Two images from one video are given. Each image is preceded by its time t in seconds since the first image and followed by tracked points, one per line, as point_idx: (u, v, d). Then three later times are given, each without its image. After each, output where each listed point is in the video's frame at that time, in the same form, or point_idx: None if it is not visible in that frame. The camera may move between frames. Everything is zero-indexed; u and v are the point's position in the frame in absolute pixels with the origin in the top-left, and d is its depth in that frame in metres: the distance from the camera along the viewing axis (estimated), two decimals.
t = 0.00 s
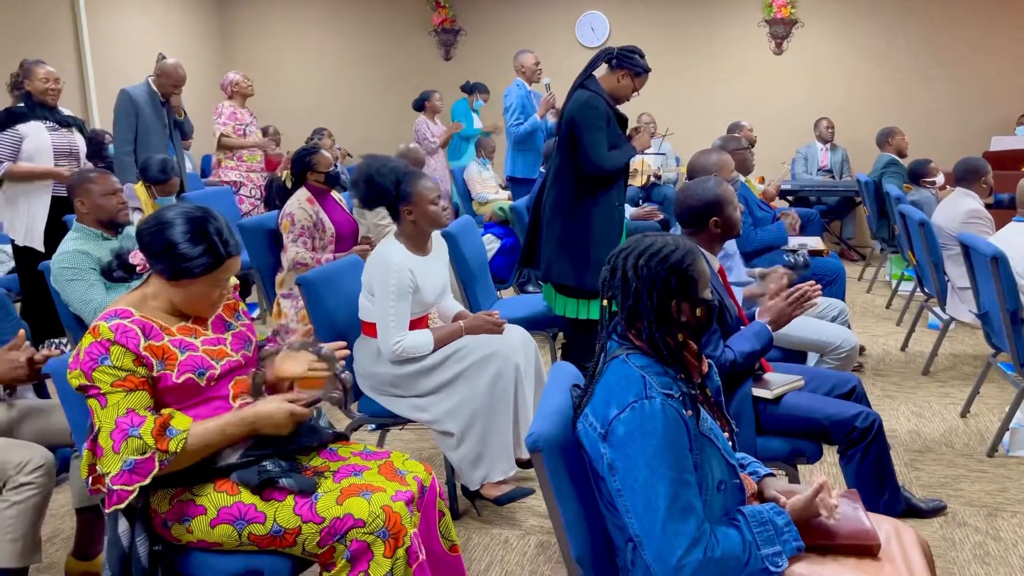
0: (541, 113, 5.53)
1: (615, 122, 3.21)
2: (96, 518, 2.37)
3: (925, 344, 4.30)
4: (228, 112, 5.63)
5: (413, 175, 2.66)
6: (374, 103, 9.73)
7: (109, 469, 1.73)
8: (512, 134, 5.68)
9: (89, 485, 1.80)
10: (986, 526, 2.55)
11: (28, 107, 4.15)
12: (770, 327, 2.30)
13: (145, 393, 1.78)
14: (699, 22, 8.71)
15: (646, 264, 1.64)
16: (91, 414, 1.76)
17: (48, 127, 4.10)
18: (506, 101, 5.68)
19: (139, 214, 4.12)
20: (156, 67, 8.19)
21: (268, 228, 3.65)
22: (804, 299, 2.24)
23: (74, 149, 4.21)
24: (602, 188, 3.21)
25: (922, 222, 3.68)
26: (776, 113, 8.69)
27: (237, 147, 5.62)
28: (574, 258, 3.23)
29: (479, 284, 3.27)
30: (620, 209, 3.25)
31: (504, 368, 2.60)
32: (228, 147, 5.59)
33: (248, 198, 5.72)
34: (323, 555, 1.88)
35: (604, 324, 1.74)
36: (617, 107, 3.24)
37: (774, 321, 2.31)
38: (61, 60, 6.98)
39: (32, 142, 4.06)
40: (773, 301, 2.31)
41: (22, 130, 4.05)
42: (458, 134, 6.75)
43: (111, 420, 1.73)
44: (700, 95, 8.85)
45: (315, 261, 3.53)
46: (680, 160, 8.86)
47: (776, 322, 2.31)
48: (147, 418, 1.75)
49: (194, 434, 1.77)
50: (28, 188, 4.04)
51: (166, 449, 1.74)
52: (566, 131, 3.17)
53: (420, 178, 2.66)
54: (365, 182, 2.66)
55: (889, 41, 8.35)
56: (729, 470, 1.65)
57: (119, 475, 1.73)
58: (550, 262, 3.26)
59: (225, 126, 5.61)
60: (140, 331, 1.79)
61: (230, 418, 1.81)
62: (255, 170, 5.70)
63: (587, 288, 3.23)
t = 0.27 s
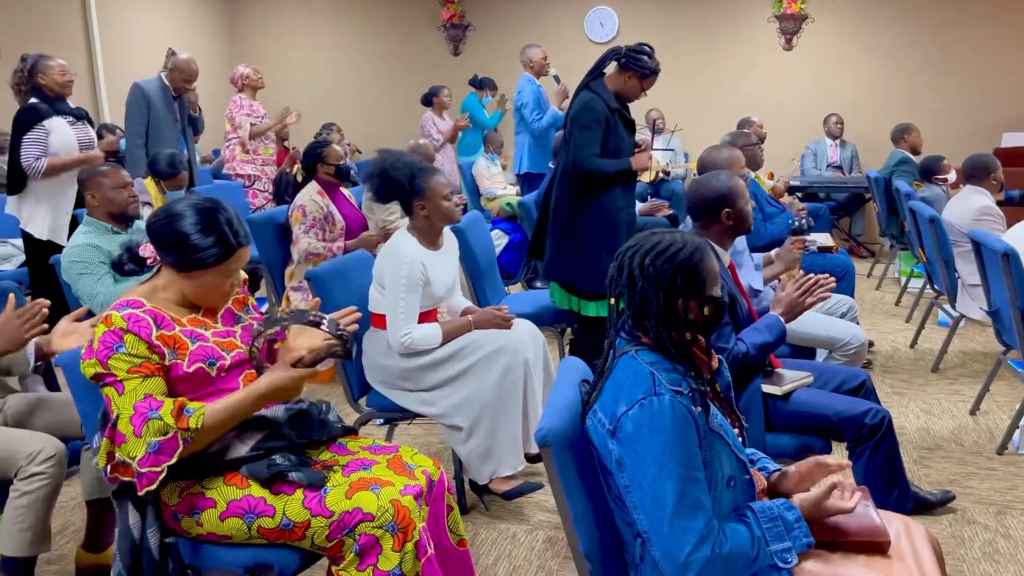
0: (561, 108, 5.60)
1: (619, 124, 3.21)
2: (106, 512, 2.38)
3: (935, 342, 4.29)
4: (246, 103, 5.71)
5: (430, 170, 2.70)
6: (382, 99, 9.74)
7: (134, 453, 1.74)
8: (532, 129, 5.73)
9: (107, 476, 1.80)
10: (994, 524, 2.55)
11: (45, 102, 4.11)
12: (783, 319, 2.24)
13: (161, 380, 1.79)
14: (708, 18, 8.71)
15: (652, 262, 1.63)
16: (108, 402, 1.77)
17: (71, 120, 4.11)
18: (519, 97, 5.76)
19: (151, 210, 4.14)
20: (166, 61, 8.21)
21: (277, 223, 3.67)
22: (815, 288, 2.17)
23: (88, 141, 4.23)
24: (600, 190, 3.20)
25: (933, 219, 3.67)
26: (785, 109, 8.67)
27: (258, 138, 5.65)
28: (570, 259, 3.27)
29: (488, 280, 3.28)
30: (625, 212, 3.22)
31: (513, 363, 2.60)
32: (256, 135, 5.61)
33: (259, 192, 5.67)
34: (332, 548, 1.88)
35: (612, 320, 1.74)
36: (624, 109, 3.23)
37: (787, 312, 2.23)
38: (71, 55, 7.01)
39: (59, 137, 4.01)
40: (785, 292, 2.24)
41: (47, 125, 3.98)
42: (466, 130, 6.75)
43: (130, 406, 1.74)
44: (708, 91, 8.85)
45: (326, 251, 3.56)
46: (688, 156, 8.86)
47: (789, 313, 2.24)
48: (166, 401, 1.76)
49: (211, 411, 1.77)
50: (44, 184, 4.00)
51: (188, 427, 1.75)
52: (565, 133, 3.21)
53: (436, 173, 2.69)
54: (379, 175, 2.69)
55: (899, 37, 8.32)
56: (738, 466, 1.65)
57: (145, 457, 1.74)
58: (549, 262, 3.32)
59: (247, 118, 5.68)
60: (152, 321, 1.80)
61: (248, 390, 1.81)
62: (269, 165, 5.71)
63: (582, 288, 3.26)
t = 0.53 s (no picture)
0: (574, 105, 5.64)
1: (625, 118, 3.20)
2: (115, 507, 2.39)
3: (945, 339, 4.28)
4: (254, 102, 5.66)
5: (443, 164, 2.70)
6: (390, 95, 9.76)
7: (135, 450, 1.75)
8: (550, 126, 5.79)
9: (114, 468, 1.82)
10: (1004, 522, 2.55)
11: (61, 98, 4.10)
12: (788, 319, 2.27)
13: (169, 376, 1.79)
14: (717, 14, 8.70)
15: (659, 261, 1.63)
16: (116, 396, 1.78)
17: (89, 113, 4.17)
18: (532, 95, 5.78)
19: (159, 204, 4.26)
20: (174, 57, 8.24)
21: (286, 220, 3.68)
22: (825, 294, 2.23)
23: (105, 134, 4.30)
24: (601, 185, 3.20)
25: (943, 216, 3.67)
26: (793, 106, 8.66)
27: (267, 137, 5.66)
28: (575, 254, 3.28)
29: (496, 275, 3.28)
30: (630, 207, 3.20)
31: (523, 359, 2.61)
32: (264, 135, 5.62)
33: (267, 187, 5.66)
34: (341, 543, 1.88)
35: (620, 318, 1.74)
36: (631, 103, 3.22)
37: (792, 313, 2.27)
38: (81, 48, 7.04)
39: (79, 132, 4.10)
40: (790, 293, 2.29)
41: (68, 119, 4.06)
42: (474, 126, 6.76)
43: (135, 403, 1.75)
44: (717, 87, 8.84)
45: (338, 245, 3.55)
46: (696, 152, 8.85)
47: (794, 315, 2.27)
48: (171, 401, 1.76)
49: (217, 418, 1.78)
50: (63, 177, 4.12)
51: (189, 431, 1.75)
52: (569, 128, 3.22)
53: (450, 167, 2.69)
54: (394, 168, 2.71)
55: (909, 34, 8.29)
56: (748, 464, 1.64)
57: (145, 456, 1.75)
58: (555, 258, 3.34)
59: (254, 117, 5.63)
60: (165, 316, 1.80)
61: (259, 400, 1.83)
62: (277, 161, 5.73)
63: (589, 284, 3.27)
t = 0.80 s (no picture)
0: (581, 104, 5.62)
1: (630, 117, 3.19)
2: (124, 503, 2.40)
3: (955, 338, 4.26)
4: (255, 98, 5.69)
5: (451, 162, 2.70)
6: (399, 94, 9.76)
7: (151, 448, 1.76)
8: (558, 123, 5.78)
9: (125, 467, 1.82)
10: (1014, 523, 2.53)
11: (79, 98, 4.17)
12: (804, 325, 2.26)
13: (183, 375, 1.80)
14: (726, 11, 8.68)
15: (672, 256, 1.62)
16: (129, 396, 1.78)
17: (105, 115, 4.21)
18: (542, 94, 5.77)
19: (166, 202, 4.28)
20: (183, 55, 8.26)
21: (294, 218, 3.68)
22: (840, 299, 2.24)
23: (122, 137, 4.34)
24: (605, 185, 3.20)
25: (953, 215, 3.65)
26: (802, 104, 8.64)
27: (267, 132, 5.66)
28: (580, 253, 3.29)
29: (503, 274, 3.28)
30: (634, 205, 3.19)
31: (531, 357, 2.61)
32: (269, 130, 5.64)
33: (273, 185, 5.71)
34: (348, 541, 1.88)
35: (629, 315, 1.73)
36: (637, 102, 3.22)
37: (808, 319, 2.26)
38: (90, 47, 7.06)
39: (93, 133, 4.14)
40: (808, 301, 2.29)
41: (81, 120, 4.09)
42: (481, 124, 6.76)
43: (151, 402, 1.75)
44: (725, 85, 8.82)
45: (346, 244, 3.53)
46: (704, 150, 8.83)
47: (810, 321, 2.27)
48: (186, 398, 1.77)
49: (230, 417, 1.79)
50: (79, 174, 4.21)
51: (206, 428, 1.76)
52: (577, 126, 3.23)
53: (457, 166, 2.69)
54: (403, 165, 2.72)
55: (919, 31, 8.26)
56: (755, 463, 1.64)
57: (162, 453, 1.75)
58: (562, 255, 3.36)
59: (256, 113, 5.67)
60: (175, 315, 1.81)
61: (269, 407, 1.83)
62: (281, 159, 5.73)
63: (593, 283, 3.27)
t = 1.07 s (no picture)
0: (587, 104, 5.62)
1: (637, 112, 3.19)
2: (132, 502, 2.40)
3: (964, 338, 4.24)
4: (260, 97, 5.67)
5: (455, 163, 2.70)
6: (407, 93, 9.77)
7: (159, 447, 1.76)
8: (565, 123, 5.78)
9: (134, 468, 1.83)
10: None
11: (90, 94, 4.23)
12: (817, 319, 2.20)
13: (184, 373, 1.80)
14: (735, 10, 8.66)
15: (680, 255, 1.62)
16: (134, 396, 1.79)
17: (109, 111, 4.21)
18: (550, 94, 5.77)
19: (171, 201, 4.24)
20: (191, 54, 8.27)
21: (301, 218, 3.69)
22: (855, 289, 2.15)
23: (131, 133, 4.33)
24: (619, 179, 3.18)
25: (963, 215, 3.64)
26: (811, 102, 8.62)
27: (270, 132, 5.67)
28: (595, 250, 3.27)
29: (510, 274, 3.27)
30: (647, 200, 3.19)
31: (537, 357, 2.61)
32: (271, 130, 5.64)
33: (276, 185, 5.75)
34: (356, 540, 1.89)
35: (637, 315, 1.73)
36: (642, 96, 3.21)
37: (822, 313, 2.20)
38: (99, 46, 7.08)
39: (94, 126, 4.15)
40: (822, 292, 2.20)
41: (85, 113, 4.13)
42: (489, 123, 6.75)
43: (154, 401, 1.76)
44: (733, 84, 8.80)
45: (352, 244, 3.55)
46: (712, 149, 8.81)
47: (824, 315, 2.20)
48: (189, 395, 1.77)
49: (234, 408, 1.79)
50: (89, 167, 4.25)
51: (210, 421, 1.76)
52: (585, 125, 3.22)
53: (461, 167, 2.70)
54: (406, 168, 2.70)
55: (927, 29, 8.23)
56: (764, 463, 1.63)
57: (170, 451, 1.76)
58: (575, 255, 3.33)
59: (260, 112, 5.65)
60: (174, 316, 1.81)
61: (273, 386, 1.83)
62: (284, 160, 5.76)
63: (609, 281, 3.24)
